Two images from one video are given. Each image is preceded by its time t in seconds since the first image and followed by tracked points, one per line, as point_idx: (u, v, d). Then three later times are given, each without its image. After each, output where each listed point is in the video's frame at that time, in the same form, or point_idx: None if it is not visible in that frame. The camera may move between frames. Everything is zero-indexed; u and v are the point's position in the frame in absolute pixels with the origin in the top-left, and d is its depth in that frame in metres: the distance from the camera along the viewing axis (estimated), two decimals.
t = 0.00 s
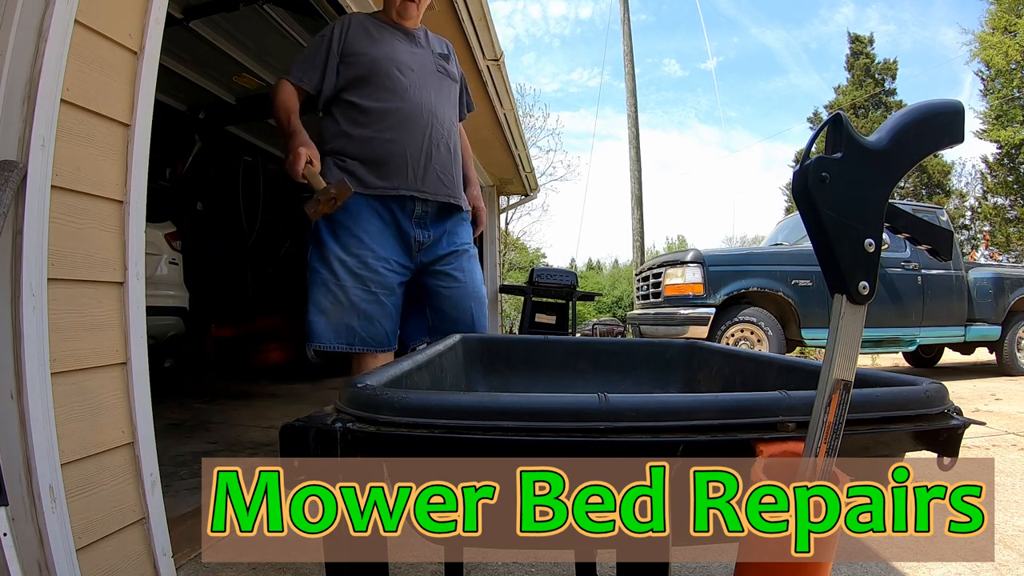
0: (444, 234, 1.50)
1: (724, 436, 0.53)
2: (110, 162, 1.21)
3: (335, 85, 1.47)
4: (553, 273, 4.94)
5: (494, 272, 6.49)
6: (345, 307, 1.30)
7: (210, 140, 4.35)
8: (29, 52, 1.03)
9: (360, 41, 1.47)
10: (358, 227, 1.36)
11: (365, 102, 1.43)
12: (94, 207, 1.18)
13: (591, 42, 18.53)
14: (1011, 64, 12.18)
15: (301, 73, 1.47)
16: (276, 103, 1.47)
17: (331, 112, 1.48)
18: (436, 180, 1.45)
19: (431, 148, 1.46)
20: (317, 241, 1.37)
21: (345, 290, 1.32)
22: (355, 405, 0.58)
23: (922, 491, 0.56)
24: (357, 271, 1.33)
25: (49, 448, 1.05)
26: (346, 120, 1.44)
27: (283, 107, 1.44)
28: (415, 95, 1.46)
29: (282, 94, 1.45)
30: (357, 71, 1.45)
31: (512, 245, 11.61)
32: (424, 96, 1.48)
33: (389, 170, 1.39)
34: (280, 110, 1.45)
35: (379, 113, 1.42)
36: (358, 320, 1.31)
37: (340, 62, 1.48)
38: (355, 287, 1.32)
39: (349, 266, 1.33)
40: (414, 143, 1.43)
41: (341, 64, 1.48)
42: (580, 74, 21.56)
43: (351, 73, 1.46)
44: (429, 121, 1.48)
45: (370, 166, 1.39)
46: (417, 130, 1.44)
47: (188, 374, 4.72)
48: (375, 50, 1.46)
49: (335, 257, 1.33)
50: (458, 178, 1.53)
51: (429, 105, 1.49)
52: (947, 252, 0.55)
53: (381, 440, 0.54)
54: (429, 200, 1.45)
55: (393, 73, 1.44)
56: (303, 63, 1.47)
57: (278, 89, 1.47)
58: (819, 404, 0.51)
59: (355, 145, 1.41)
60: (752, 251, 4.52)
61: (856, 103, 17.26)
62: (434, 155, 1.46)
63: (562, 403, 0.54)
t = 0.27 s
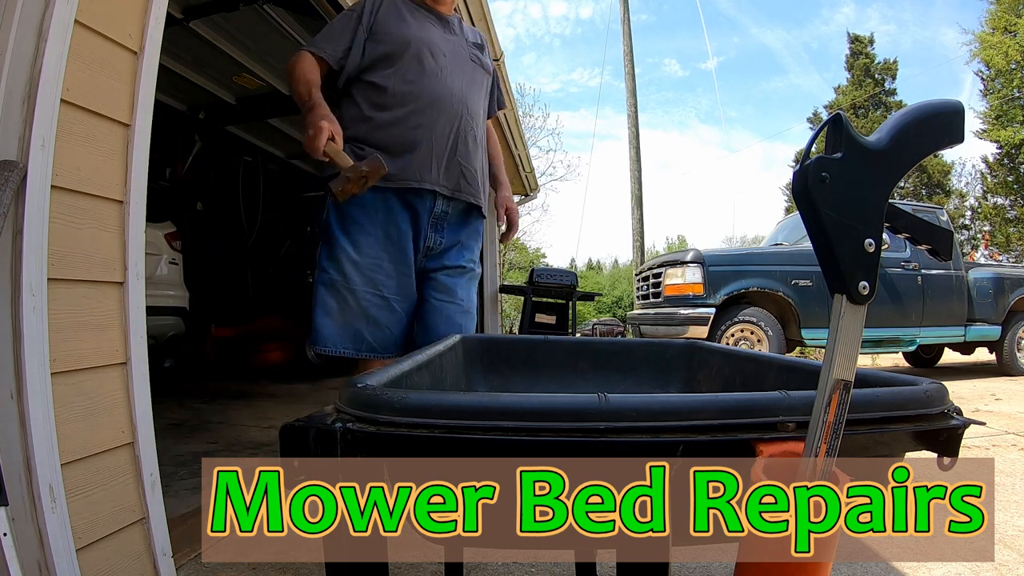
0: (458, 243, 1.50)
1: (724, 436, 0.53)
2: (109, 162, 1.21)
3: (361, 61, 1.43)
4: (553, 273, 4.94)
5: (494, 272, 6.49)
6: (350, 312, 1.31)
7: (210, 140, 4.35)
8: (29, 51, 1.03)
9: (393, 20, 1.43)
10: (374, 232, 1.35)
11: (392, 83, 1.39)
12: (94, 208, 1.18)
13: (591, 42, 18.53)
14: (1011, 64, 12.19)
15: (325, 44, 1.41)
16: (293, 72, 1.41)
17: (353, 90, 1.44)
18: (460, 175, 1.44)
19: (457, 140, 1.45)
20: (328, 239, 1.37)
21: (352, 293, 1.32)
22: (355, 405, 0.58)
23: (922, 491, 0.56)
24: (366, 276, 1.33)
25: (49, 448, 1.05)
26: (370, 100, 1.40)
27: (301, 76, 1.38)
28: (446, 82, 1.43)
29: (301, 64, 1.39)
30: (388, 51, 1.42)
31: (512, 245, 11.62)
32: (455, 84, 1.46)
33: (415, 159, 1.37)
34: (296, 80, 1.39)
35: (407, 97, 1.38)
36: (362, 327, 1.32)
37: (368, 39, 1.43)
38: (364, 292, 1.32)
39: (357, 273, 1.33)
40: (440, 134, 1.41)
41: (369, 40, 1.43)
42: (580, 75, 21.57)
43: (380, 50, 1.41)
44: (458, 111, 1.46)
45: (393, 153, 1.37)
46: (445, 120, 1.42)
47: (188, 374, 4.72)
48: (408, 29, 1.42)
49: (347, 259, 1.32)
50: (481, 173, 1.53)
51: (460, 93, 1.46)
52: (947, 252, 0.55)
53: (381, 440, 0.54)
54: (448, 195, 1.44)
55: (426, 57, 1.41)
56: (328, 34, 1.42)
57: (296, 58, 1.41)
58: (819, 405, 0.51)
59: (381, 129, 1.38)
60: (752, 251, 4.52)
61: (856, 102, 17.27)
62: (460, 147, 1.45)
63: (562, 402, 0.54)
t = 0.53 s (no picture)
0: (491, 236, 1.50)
1: (724, 436, 0.53)
2: (109, 162, 1.21)
3: (398, 38, 1.38)
4: (553, 273, 4.94)
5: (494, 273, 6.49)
6: (400, 294, 1.22)
7: (209, 140, 4.36)
8: (29, 51, 1.03)
9: None
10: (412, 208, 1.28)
11: (431, 65, 1.36)
12: (94, 208, 1.18)
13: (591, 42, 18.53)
14: (1011, 64, 12.19)
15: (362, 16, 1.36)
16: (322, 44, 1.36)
17: (387, 69, 1.40)
18: (496, 168, 1.45)
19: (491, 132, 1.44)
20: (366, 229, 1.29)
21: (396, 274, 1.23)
22: (355, 405, 0.58)
23: (922, 491, 0.56)
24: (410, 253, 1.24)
25: (49, 448, 1.05)
26: (407, 81, 1.37)
27: (331, 48, 1.33)
28: (485, 71, 1.42)
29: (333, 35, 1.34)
30: (425, 31, 1.37)
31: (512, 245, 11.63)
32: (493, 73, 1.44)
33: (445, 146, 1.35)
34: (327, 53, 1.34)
35: (445, 80, 1.36)
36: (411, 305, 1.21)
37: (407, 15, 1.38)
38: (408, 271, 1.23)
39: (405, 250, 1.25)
40: (480, 122, 1.39)
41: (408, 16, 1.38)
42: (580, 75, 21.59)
43: (419, 29, 1.37)
44: (496, 100, 1.45)
45: (433, 139, 1.35)
46: (485, 109, 1.41)
47: (188, 374, 4.72)
48: (450, 11, 1.38)
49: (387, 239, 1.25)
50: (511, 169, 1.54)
51: (496, 83, 1.46)
52: (947, 252, 0.55)
53: (381, 440, 0.54)
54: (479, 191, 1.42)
55: (466, 43, 1.39)
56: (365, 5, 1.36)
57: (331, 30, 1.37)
58: (819, 404, 0.51)
59: (416, 110, 1.35)
60: (752, 251, 4.52)
61: (856, 102, 17.26)
62: (496, 138, 1.44)
63: (561, 403, 0.54)
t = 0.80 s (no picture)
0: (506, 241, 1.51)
1: (724, 436, 0.53)
2: (109, 162, 1.21)
3: (423, 30, 1.33)
4: (553, 273, 4.93)
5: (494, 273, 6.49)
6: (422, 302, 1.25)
7: (209, 140, 4.36)
8: (29, 51, 1.03)
9: None
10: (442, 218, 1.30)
11: (460, 65, 1.34)
12: (94, 207, 1.18)
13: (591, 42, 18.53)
14: (1011, 64, 12.21)
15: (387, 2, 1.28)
16: (340, 31, 1.26)
17: (411, 63, 1.36)
18: (519, 174, 1.48)
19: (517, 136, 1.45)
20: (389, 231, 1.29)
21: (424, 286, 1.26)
22: (355, 405, 0.58)
23: (922, 491, 0.56)
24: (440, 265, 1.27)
25: (49, 448, 1.05)
26: (434, 80, 1.34)
27: (354, 36, 1.23)
28: (511, 71, 1.42)
29: (355, 22, 1.24)
30: (452, 25, 1.33)
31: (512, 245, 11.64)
32: (518, 73, 1.44)
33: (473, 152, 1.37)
34: (344, 40, 1.25)
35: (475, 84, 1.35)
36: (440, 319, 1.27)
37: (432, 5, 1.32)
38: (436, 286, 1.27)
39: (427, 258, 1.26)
40: (507, 127, 1.41)
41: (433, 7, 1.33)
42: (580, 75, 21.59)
43: (447, 22, 1.32)
44: (520, 101, 1.46)
45: (462, 145, 1.35)
46: (511, 112, 1.42)
47: (188, 374, 4.72)
48: (479, 5, 1.34)
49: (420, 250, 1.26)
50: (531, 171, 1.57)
51: (520, 84, 1.45)
52: (947, 252, 0.55)
53: (381, 440, 0.54)
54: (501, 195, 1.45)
55: (494, 44, 1.38)
56: None
57: (351, 13, 1.26)
58: (820, 404, 0.51)
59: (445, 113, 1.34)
60: (752, 251, 4.52)
61: (856, 102, 17.25)
62: (520, 142, 1.47)
63: (561, 402, 0.54)
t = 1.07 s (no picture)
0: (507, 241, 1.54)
1: (724, 436, 0.53)
2: (109, 162, 1.21)
3: (444, 34, 1.24)
4: (553, 273, 4.92)
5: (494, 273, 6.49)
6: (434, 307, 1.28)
7: (210, 140, 4.35)
8: (29, 52, 1.03)
9: None
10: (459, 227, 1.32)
11: (482, 79, 1.30)
12: (94, 207, 1.18)
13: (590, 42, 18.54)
14: (1010, 64, 12.23)
15: None
16: (370, 37, 1.08)
17: (427, 69, 1.29)
18: (527, 180, 1.51)
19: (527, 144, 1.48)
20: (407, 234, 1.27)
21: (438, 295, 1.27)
22: (355, 405, 0.58)
23: (922, 491, 0.56)
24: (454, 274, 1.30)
25: (49, 448, 1.05)
26: (455, 92, 1.30)
27: (389, 45, 1.06)
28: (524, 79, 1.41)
29: (390, 30, 1.07)
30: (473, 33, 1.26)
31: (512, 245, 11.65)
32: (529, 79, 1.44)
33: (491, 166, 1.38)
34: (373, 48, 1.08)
35: (496, 100, 1.34)
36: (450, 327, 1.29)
37: (453, 5, 1.22)
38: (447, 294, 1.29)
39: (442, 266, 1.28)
40: (522, 137, 1.42)
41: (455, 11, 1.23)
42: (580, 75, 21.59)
43: (469, 30, 1.25)
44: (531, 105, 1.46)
45: (482, 159, 1.36)
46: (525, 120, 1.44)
47: (188, 374, 4.72)
48: (499, 10, 1.28)
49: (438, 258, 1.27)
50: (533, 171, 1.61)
51: (530, 90, 1.45)
52: (947, 252, 0.55)
53: (381, 440, 0.54)
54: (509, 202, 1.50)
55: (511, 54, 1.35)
56: None
57: (376, 12, 1.09)
58: (820, 405, 0.51)
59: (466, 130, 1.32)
60: (752, 251, 4.52)
61: (856, 102, 17.25)
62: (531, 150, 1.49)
63: (562, 402, 0.54)
